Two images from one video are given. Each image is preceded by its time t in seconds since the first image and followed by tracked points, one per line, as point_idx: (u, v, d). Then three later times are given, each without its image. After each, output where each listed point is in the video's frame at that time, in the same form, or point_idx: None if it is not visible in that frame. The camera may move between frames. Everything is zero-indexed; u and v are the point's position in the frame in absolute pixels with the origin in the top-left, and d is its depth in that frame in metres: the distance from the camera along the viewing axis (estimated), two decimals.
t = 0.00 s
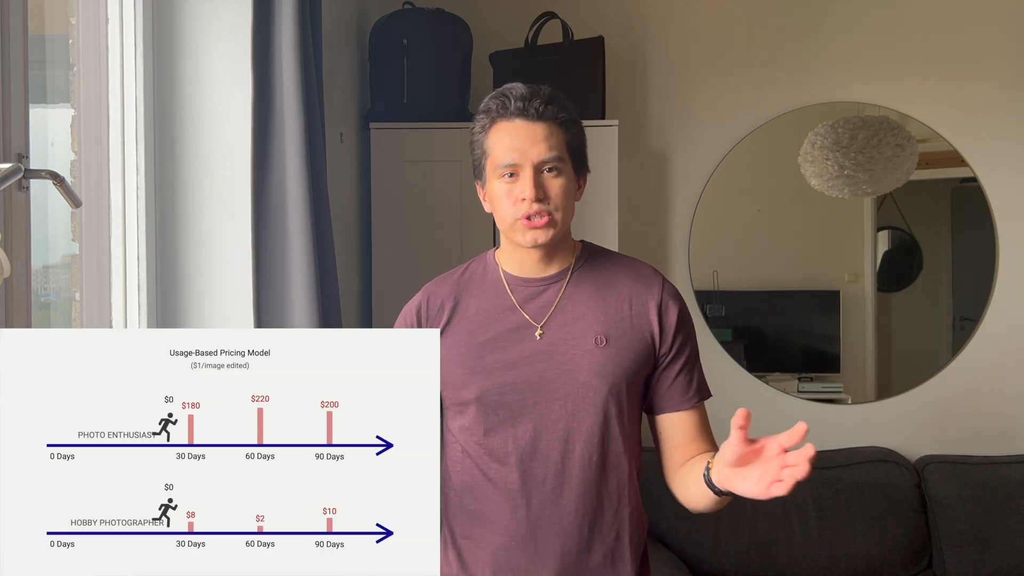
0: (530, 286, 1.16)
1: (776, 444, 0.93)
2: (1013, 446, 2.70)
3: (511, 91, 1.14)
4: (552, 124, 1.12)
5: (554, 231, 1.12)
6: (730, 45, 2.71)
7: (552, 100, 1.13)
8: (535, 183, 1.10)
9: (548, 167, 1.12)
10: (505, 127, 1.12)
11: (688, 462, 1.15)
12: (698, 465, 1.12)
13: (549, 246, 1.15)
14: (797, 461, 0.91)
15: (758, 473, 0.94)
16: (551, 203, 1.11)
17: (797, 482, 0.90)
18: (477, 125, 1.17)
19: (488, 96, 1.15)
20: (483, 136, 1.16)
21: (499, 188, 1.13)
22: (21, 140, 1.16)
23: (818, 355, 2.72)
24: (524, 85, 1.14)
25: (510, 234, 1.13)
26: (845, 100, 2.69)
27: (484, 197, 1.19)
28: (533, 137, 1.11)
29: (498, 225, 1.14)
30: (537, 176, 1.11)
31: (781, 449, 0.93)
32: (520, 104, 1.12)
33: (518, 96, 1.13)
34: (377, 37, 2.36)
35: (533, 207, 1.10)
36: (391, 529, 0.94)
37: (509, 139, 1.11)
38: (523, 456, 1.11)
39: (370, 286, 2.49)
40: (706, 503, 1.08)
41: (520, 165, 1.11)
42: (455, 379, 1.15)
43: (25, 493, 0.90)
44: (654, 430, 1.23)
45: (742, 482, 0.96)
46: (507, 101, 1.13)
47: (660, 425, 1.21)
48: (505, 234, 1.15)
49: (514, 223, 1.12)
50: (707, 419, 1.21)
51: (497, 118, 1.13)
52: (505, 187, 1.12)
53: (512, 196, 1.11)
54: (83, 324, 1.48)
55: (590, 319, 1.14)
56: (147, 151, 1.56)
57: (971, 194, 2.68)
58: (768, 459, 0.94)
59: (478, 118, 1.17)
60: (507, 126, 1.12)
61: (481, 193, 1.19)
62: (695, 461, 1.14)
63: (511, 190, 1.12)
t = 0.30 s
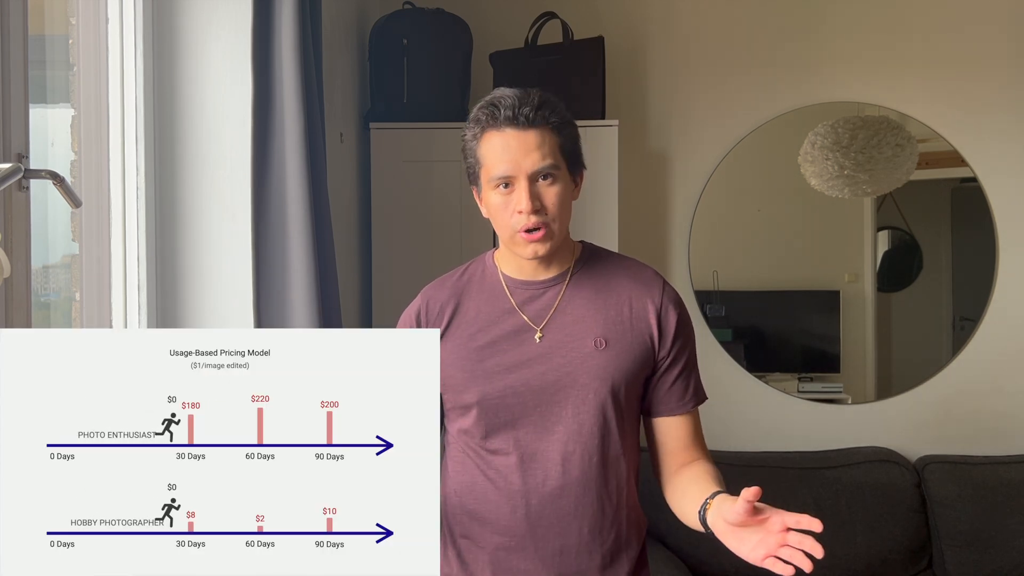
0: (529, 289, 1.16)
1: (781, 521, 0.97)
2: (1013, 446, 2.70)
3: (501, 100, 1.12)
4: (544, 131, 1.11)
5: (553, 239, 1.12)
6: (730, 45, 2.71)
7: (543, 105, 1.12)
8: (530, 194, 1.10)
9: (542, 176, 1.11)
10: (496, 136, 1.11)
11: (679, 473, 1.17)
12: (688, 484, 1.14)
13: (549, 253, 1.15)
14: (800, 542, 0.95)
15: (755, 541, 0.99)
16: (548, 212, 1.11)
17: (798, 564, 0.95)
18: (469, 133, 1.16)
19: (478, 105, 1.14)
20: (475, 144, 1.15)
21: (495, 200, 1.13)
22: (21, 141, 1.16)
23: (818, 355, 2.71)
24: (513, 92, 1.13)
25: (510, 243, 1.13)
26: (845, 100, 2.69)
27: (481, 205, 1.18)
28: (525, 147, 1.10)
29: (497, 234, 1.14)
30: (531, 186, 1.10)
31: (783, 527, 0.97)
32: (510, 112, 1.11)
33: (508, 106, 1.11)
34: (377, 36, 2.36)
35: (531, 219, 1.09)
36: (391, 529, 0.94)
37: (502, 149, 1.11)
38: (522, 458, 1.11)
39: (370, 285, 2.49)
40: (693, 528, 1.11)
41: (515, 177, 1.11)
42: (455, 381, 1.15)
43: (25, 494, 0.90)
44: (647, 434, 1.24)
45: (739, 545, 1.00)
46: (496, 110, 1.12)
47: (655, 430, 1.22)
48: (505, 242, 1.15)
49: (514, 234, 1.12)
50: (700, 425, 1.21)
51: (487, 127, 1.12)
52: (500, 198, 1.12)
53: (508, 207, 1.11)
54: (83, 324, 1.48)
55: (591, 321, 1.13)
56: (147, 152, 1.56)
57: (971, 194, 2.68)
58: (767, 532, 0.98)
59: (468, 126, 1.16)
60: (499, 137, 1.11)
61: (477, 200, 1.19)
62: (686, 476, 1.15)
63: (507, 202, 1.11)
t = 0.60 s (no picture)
0: (529, 289, 1.16)
1: (773, 520, 0.95)
2: (1013, 446, 2.70)
3: (502, 100, 1.12)
4: (545, 132, 1.11)
5: (552, 240, 1.12)
6: (730, 45, 2.71)
7: (544, 106, 1.12)
8: (530, 194, 1.10)
9: (542, 176, 1.11)
10: (497, 136, 1.11)
11: (677, 473, 1.17)
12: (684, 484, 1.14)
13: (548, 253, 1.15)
14: (792, 542, 0.93)
15: (748, 540, 0.96)
16: (547, 212, 1.11)
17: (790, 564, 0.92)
18: (470, 132, 1.16)
19: (479, 104, 1.14)
20: (475, 144, 1.15)
21: (495, 199, 1.13)
22: (21, 140, 1.16)
23: (818, 355, 2.71)
24: (515, 92, 1.13)
25: (510, 242, 1.13)
26: (845, 100, 2.69)
27: (481, 205, 1.18)
28: (526, 147, 1.10)
29: (497, 234, 1.14)
30: (531, 186, 1.10)
31: (776, 527, 0.95)
32: (511, 113, 1.11)
33: (509, 105, 1.11)
34: (376, 36, 2.36)
35: (530, 219, 1.09)
36: (391, 529, 0.94)
37: (502, 149, 1.11)
38: (522, 459, 1.11)
39: (370, 285, 2.49)
40: (688, 528, 1.11)
41: (515, 177, 1.11)
42: (455, 381, 1.15)
43: (25, 494, 0.90)
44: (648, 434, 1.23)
45: (733, 544, 0.98)
46: (497, 110, 1.12)
47: (655, 430, 1.22)
48: (504, 242, 1.15)
49: (513, 234, 1.12)
50: (700, 427, 1.21)
51: (488, 127, 1.12)
52: (500, 198, 1.12)
53: (508, 207, 1.11)
54: (83, 324, 1.48)
55: (590, 322, 1.13)
56: (147, 152, 1.56)
57: (971, 194, 2.68)
58: (760, 531, 0.96)
59: (470, 125, 1.16)
60: (499, 136, 1.11)
61: (478, 199, 1.19)
62: (684, 476, 1.15)
63: (507, 202, 1.11)
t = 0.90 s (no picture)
0: (530, 288, 1.16)
1: (761, 482, 0.94)
2: (1012, 446, 2.70)
3: (506, 91, 1.13)
4: (548, 124, 1.12)
5: (552, 231, 1.11)
6: (731, 45, 2.71)
7: (548, 99, 1.13)
8: (533, 183, 1.10)
9: (545, 166, 1.11)
10: (501, 127, 1.12)
11: (677, 471, 1.16)
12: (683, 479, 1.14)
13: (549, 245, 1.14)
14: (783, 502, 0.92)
15: (741, 508, 0.95)
16: (549, 202, 1.11)
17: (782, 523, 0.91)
18: (473, 125, 1.17)
19: (484, 96, 1.15)
20: (479, 136, 1.15)
21: (496, 189, 1.13)
22: (21, 141, 1.16)
23: (818, 355, 2.71)
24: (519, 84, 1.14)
25: (509, 234, 1.13)
26: (845, 100, 2.69)
27: (482, 199, 1.18)
28: (530, 137, 1.10)
29: (497, 226, 1.14)
30: (533, 176, 1.10)
31: (765, 489, 0.94)
32: (515, 104, 1.12)
33: (513, 96, 1.12)
34: (376, 36, 2.36)
35: (532, 207, 1.09)
36: (391, 529, 0.94)
37: (505, 139, 1.11)
38: (522, 459, 1.11)
39: (370, 285, 2.49)
40: (692, 517, 1.10)
41: (517, 166, 1.11)
42: (454, 380, 1.15)
43: (24, 494, 0.90)
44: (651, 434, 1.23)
45: (726, 514, 0.97)
46: (502, 101, 1.12)
47: (657, 429, 1.21)
48: (503, 234, 1.14)
49: (514, 224, 1.12)
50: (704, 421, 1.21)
51: (492, 118, 1.13)
52: (502, 187, 1.12)
53: (509, 197, 1.11)
54: (83, 324, 1.48)
55: (591, 322, 1.13)
56: (147, 152, 1.56)
57: (971, 194, 2.68)
58: (751, 496, 0.95)
59: (473, 119, 1.16)
60: (502, 127, 1.12)
61: (479, 194, 1.19)
62: (684, 471, 1.15)
63: (509, 191, 1.11)
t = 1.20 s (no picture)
0: (530, 290, 1.16)
1: None
2: (1012, 447, 2.70)
3: (507, 100, 1.12)
4: (550, 134, 1.11)
5: (555, 242, 1.12)
6: (730, 45, 2.71)
7: (549, 107, 1.12)
8: (534, 196, 1.09)
9: (547, 178, 1.10)
10: (501, 137, 1.11)
11: (672, 483, 1.16)
12: (683, 501, 1.13)
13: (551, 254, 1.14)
14: None
15: None
16: (551, 214, 1.11)
17: None
18: (474, 132, 1.16)
19: (484, 104, 1.14)
20: (480, 144, 1.15)
21: (499, 200, 1.12)
22: (21, 141, 1.16)
23: (818, 355, 2.71)
24: (520, 92, 1.13)
25: (512, 244, 1.13)
26: (845, 100, 2.69)
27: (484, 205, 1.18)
28: (530, 148, 1.10)
29: (499, 236, 1.14)
30: (535, 188, 1.10)
31: None
32: (516, 113, 1.10)
33: (514, 106, 1.11)
34: (376, 36, 2.36)
35: (535, 221, 1.09)
36: (391, 529, 0.93)
37: (506, 150, 1.10)
38: (522, 460, 1.11)
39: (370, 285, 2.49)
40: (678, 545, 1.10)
41: (519, 178, 1.10)
42: (455, 382, 1.15)
43: (24, 494, 0.90)
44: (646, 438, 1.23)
45: None
46: (502, 110, 1.11)
47: (653, 434, 1.21)
48: (506, 242, 1.14)
49: (517, 235, 1.12)
50: (697, 428, 1.21)
51: (493, 127, 1.12)
52: (504, 198, 1.11)
53: (511, 208, 1.11)
54: (83, 324, 1.48)
55: (591, 325, 1.13)
56: (148, 152, 1.56)
57: (971, 194, 2.68)
58: None
59: (474, 125, 1.16)
60: (504, 137, 1.11)
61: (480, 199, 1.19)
62: (679, 485, 1.15)
63: (511, 203, 1.11)
